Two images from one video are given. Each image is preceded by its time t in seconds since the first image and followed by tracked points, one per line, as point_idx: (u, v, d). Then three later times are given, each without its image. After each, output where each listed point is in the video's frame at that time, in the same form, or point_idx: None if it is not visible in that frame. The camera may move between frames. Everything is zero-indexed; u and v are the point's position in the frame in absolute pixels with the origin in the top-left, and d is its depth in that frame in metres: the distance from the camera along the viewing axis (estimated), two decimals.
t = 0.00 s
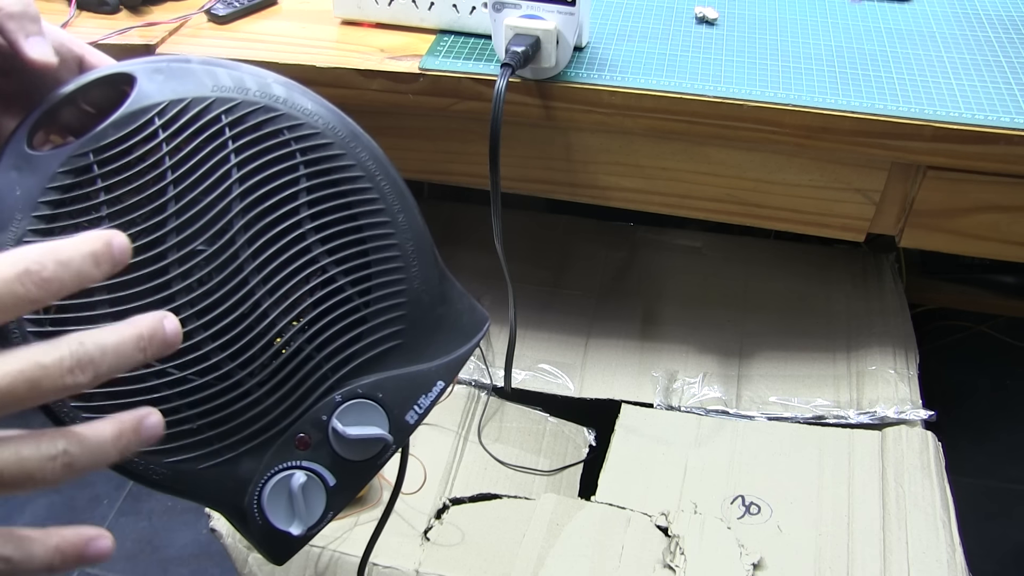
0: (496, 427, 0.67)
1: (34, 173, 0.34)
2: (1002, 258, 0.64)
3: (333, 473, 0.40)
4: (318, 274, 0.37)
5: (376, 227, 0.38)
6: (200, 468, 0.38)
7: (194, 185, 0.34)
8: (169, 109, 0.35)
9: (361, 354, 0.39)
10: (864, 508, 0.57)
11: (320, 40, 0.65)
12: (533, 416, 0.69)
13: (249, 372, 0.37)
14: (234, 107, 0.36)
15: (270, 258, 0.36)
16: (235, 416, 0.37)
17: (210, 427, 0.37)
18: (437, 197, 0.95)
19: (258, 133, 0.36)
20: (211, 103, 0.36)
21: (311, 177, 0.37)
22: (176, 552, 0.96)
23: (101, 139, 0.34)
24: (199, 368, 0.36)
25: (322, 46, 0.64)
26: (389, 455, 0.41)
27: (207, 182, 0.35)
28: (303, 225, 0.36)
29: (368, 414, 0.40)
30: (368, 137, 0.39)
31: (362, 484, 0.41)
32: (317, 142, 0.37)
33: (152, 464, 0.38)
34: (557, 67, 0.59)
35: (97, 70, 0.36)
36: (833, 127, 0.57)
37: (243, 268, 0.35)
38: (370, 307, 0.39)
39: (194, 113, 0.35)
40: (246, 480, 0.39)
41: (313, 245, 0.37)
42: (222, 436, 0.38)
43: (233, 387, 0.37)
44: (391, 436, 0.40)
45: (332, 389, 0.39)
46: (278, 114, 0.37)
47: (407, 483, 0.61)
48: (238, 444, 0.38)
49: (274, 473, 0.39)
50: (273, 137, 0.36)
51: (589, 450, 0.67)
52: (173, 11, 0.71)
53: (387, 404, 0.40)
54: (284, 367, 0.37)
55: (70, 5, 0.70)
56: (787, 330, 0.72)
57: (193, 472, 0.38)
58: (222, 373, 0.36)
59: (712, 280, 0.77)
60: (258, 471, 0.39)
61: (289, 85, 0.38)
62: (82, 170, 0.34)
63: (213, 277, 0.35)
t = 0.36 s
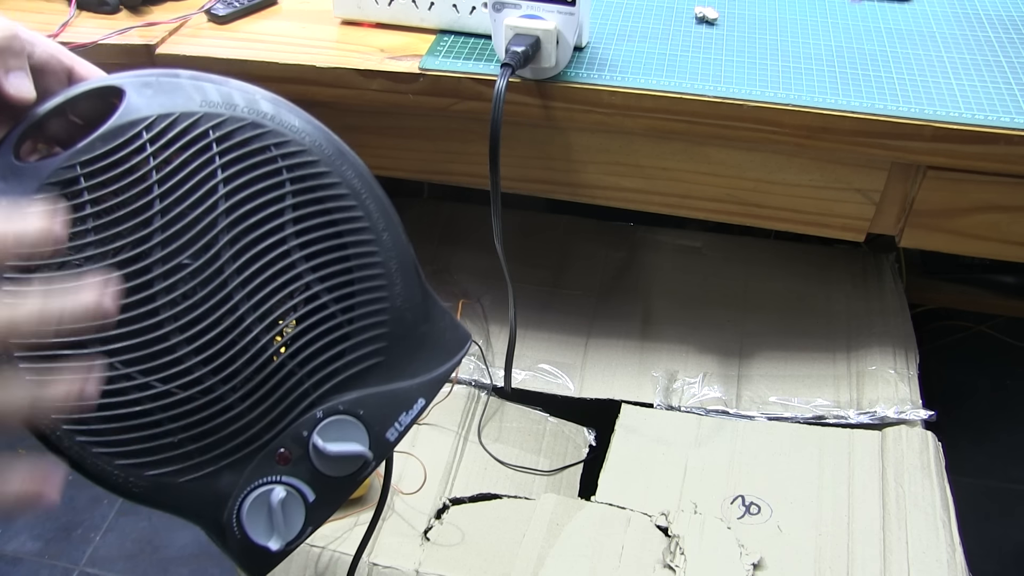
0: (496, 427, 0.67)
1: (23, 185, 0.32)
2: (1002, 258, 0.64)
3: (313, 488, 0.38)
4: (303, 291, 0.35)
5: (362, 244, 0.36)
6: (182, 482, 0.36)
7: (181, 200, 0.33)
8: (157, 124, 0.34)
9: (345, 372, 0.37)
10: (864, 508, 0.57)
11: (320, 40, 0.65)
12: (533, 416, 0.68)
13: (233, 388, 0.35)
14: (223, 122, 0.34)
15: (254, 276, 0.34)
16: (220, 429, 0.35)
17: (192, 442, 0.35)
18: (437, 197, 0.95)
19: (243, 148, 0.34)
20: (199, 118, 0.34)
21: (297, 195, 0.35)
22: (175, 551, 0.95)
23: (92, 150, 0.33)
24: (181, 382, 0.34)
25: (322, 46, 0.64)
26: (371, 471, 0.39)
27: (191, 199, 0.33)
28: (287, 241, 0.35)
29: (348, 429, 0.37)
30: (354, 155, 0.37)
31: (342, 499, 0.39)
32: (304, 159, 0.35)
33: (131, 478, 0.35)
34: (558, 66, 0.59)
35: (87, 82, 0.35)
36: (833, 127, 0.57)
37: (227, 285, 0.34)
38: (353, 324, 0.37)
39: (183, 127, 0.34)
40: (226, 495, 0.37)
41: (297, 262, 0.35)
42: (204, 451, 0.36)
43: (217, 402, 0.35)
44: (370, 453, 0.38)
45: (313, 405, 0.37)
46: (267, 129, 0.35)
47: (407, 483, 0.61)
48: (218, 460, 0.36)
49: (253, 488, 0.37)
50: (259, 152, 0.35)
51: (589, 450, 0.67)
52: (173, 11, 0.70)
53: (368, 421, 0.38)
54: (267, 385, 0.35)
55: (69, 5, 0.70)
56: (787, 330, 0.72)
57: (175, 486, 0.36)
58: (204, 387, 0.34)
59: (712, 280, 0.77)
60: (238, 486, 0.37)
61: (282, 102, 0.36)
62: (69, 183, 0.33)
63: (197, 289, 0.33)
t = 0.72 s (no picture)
0: (496, 427, 0.67)
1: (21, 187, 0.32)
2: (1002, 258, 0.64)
3: (311, 502, 0.39)
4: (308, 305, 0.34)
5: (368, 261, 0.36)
6: (180, 493, 0.36)
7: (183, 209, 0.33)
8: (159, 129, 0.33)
9: (345, 387, 0.37)
10: (864, 507, 0.57)
11: (320, 40, 0.65)
12: (533, 416, 0.68)
13: (234, 403, 0.35)
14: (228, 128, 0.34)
15: (257, 290, 0.33)
16: (222, 442, 0.35)
17: (190, 453, 0.35)
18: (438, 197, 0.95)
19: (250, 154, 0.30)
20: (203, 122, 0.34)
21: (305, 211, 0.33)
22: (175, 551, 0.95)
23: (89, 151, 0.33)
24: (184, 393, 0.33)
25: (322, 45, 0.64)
26: (370, 486, 0.39)
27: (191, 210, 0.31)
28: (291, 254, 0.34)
29: (348, 446, 0.38)
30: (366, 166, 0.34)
31: (338, 512, 0.40)
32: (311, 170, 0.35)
33: (128, 488, 0.35)
34: (557, 66, 0.59)
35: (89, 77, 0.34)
36: (833, 127, 0.57)
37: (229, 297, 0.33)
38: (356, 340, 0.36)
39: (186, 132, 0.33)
40: (224, 507, 0.37)
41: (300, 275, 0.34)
42: (201, 463, 0.36)
43: (217, 417, 0.35)
44: (370, 468, 0.39)
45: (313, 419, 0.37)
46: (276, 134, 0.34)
47: (408, 483, 0.61)
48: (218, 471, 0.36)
49: (251, 501, 0.37)
50: (266, 161, 0.31)
51: (589, 450, 0.67)
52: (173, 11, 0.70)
53: (369, 437, 0.38)
54: (267, 398, 0.36)
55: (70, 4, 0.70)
56: (787, 330, 0.72)
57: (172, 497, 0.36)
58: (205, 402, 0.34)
59: (712, 280, 0.77)
60: (235, 498, 0.37)
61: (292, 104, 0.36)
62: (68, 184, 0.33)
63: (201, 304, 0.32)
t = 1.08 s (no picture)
0: (496, 427, 0.67)
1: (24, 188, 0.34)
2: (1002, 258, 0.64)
3: (312, 496, 0.40)
4: (308, 305, 0.37)
5: (365, 260, 0.38)
6: (187, 491, 0.37)
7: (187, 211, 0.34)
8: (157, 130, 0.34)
9: (345, 382, 0.39)
10: (864, 507, 0.57)
11: (320, 40, 0.65)
12: (533, 416, 0.68)
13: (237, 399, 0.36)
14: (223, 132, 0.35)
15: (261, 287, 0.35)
16: (226, 440, 0.37)
17: (197, 451, 0.37)
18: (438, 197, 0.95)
19: (249, 162, 0.35)
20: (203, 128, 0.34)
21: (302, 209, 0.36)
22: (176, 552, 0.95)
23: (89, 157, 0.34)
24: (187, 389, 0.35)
25: (322, 45, 0.64)
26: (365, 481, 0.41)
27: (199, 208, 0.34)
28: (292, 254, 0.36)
29: (349, 440, 0.40)
30: (359, 168, 0.38)
31: (337, 507, 0.42)
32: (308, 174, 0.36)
33: (137, 487, 0.36)
34: (558, 67, 0.59)
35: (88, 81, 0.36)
36: (833, 127, 0.57)
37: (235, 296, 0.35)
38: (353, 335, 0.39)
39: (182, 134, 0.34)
40: (229, 502, 0.39)
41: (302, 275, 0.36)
42: (207, 459, 0.37)
43: (219, 413, 0.36)
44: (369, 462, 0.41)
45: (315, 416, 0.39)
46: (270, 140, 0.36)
47: (408, 483, 0.61)
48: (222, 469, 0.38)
49: (257, 496, 0.39)
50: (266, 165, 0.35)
51: (589, 450, 0.67)
52: (173, 10, 0.70)
53: (367, 430, 0.40)
54: (269, 393, 0.37)
55: (70, 5, 0.70)
56: (787, 330, 0.72)
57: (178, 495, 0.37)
58: (209, 399, 0.35)
59: (712, 280, 0.78)
60: (241, 494, 0.39)
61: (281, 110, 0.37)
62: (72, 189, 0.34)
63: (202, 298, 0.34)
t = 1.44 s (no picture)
0: (496, 427, 0.67)
1: (28, 197, 0.34)
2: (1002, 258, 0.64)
3: (313, 504, 0.42)
4: (311, 312, 0.38)
5: (370, 268, 0.39)
6: (188, 497, 0.40)
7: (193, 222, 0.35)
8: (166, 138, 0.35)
9: (348, 389, 0.41)
10: (864, 508, 0.57)
11: (320, 41, 0.65)
12: (533, 416, 0.68)
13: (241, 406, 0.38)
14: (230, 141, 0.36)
15: (267, 294, 0.37)
16: (226, 448, 0.39)
17: (197, 458, 0.39)
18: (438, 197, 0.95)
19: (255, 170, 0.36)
20: (210, 135, 0.36)
21: (307, 216, 0.38)
22: (175, 551, 0.95)
23: (94, 167, 0.34)
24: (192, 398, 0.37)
25: (322, 46, 0.64)
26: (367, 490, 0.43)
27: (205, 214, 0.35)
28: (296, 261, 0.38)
29: (350, 449, 0.41)
30: (364, 174, 0.40)
31: (340, 513, 0.43)
32: (315, 180, 0.38)
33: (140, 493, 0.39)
34: (558, 66, 0.59)
35: (93, 89, 0.36)
36: (833, 127, 0.57)
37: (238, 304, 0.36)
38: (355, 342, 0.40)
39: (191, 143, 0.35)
40: (227, 510, 0.41)
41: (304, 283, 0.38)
42: (209, 466, 0.39)
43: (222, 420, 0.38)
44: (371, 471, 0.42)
45: (317, 424, 0.40)
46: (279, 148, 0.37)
47: (408, 483, 0.61)
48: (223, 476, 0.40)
49: (256, 503, 0.41)
50: (272, 172, 0.37)
51: (589, 450, 0.67)
52: (173, 10, 0.70)
53: (369, 438, 0.42)
54: (271, 398, 0.39)
55: (70, 5, 0.70)
56: (787, 330, 0.72)
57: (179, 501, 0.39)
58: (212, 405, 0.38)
59: (711, 280, 0.78)
60: (241, 502, 0.41)
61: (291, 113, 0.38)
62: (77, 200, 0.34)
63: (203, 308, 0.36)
